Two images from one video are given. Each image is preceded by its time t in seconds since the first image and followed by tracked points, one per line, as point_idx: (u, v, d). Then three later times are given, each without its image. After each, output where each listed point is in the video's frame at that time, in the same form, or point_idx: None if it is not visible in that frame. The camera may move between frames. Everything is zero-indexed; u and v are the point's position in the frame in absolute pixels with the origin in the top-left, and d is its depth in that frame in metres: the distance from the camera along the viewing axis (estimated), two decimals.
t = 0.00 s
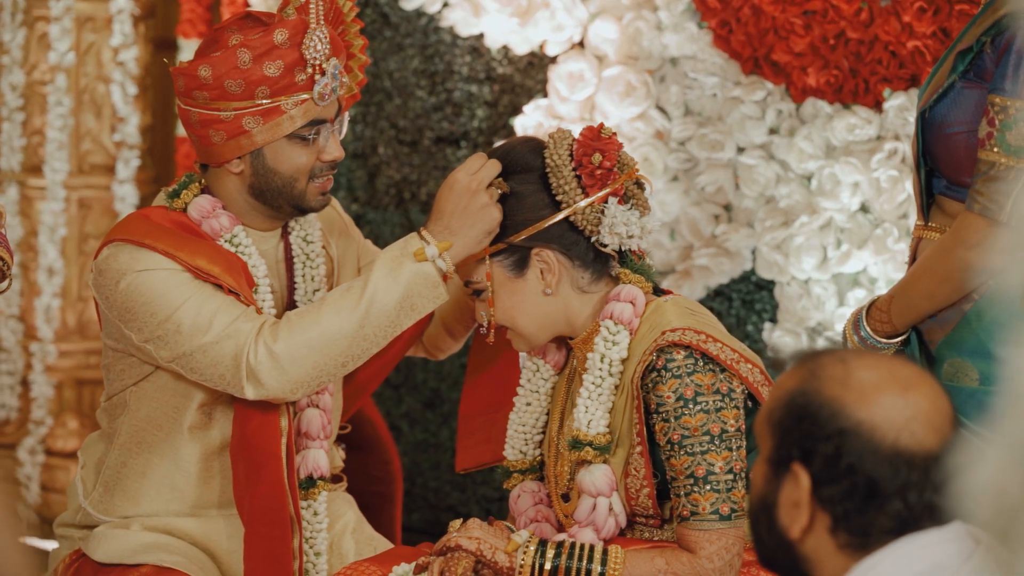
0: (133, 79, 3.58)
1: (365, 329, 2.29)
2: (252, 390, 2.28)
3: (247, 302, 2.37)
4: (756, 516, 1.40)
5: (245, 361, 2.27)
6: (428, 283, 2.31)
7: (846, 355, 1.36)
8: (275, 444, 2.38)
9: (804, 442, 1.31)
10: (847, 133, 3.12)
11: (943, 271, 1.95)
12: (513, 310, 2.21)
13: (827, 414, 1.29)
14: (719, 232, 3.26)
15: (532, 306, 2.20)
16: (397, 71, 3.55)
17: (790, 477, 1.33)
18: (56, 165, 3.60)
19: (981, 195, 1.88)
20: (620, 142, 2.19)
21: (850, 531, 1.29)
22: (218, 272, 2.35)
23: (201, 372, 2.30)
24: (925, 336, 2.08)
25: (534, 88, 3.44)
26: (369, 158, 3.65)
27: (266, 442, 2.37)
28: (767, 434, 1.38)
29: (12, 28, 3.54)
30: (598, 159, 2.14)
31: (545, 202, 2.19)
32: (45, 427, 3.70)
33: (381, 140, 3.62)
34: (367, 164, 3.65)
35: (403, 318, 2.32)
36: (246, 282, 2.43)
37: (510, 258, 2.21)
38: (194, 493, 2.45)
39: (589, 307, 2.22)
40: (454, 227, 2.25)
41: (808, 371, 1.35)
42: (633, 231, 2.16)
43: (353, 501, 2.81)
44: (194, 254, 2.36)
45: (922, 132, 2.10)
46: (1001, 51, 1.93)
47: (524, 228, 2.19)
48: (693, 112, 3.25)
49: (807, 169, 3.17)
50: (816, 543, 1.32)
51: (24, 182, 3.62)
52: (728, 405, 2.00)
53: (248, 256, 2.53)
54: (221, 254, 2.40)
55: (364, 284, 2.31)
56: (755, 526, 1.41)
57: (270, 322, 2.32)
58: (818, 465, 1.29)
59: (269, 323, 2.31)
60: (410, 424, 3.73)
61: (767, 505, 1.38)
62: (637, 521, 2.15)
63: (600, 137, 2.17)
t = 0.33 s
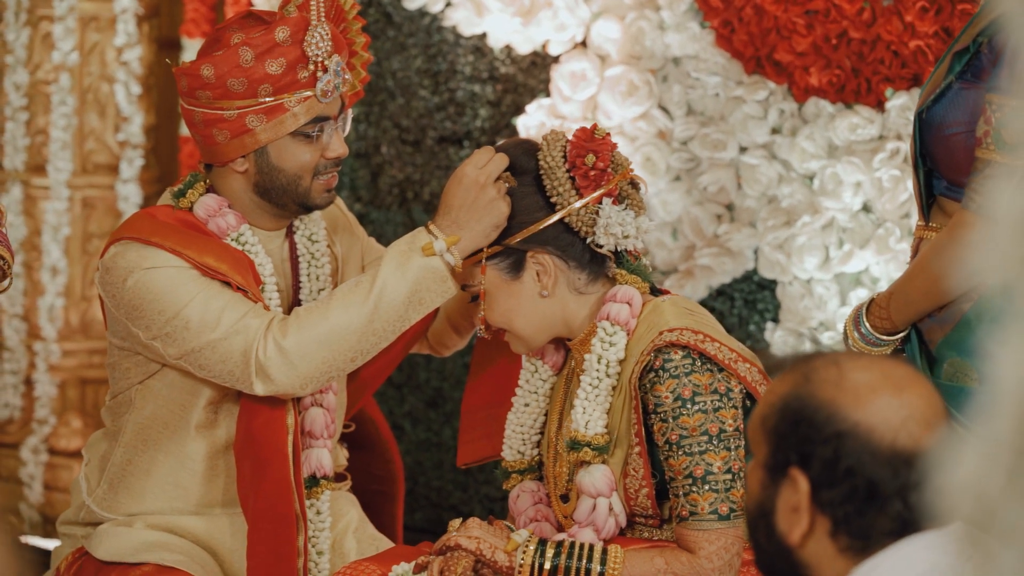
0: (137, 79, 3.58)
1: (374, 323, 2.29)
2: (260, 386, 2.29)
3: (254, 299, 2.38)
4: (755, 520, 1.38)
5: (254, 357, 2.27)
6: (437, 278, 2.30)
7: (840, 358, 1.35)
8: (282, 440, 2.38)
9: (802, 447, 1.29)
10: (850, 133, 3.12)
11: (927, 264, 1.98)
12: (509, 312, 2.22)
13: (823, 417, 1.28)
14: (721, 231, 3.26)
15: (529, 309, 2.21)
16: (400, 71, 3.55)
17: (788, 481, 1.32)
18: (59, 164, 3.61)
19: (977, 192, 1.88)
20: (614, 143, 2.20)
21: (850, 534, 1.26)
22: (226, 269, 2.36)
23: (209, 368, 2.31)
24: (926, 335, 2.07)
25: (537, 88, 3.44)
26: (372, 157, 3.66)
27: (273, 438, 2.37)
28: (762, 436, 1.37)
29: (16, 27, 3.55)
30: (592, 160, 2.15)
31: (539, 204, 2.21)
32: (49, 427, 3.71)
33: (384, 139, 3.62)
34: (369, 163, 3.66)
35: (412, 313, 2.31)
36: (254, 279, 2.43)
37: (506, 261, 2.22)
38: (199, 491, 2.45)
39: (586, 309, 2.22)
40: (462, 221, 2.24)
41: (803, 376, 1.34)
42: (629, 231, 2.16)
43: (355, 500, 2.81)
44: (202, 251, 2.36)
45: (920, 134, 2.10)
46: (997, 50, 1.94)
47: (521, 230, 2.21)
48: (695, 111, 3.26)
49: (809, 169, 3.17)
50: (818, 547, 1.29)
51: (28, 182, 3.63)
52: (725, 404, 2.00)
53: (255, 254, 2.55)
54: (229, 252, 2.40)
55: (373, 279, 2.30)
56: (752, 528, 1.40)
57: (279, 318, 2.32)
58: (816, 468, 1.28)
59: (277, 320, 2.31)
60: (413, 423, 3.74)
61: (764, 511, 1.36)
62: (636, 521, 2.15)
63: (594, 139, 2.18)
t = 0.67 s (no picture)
0: (138, 80, 3.59)
1: (378, 320, 2.29)
2: (265, 382, 2.29)
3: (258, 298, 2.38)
4: (752, 528, 1.38)
5: (259, 355, 2.27)
6: (439, 274, 2.30)
7: (833, 360, 1.35)
8: (283, 440, 2.38)
9: (800, 451, 1.29)
10: (848, 135, 3.12)
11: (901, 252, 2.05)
12: (503, 316, 2.22)
13: (820, 421, 1.28)
14: (720, 233, 3.26)
15: (523, 312, 2.20)
16: (400, 72, 3.55)
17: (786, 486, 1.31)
18: (59, 166, 3.61)
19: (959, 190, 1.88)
20: (605, 145, 2.19)
21: (850, 537, 1.25)
22: (230, 268, 2.36)
23: (214, 366, 2.30)
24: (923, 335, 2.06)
25: (537, 90, 3.44)
26: (372, 159, 3.66)
27: (275, 437, 2.37)
28: (755, 443, 1.37)
29: (16, 29, 3.55)
30: (582, 163, 2.14)
31: (532, 208, 2.20)
32: (49, 428, 3.71)
33: (384, 141, 3.63)
34: (369, 165, 3.66)
35: (415, 309, 2.31)
36: (259, 278, 2.44)
37: (499, 265, 2.23)
38: (201, 492, 2.45)
39: (580, 311, 2.22)
40: (466, 216, 2.23)
41: (798, 377, 1.34)
42: (621, 234, 2.16)
43: (354, 502, 2.81)
44: (207, 251, 2.36)
45: (915, 140, 2.11)
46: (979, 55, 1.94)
47: (513, 233, 2.21)
48: (695, 113, 3.26)
49: (808, 170, 3.17)
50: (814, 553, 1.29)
51: (29, 184, 3.63)
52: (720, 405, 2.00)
53: (259, 254, 2.54)
54: (232, 251, 2.40)
55: (377, 273, 2.31)
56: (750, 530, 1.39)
57: (283, 316, 2.32)
58: (815, 472, 1.27)
59: (281, 317, 2.31)
60: (412, 425, 3.74)
61: (761, 516, 1.36)
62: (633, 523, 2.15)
63: (584, 141, 2.16)
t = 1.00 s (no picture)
0: (137, 84, 3.59)
1: (379, 318, 2.27)
2: (264, 381, 2.27)
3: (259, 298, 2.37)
4: (757, 564, 1.29)
5: (260, 352, 2.26)
6: (441, 272, 2.27)
7: (796, 372, 1.33)
8: (284, 441, 2.38)
9: (794, 462, 1.24)
10: (847, 137, 3.10)
11: (860, 216, 1.83)
12: (498, 320, 2.22)
13: (801, 425, 1.24)
14: (719, 235, 3.25)
15: (518, 314, 2.20)
16: (399, 75, 3.56)
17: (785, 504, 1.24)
18: (59, 169, 3.61)
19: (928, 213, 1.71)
20: (598, 148, 2.21)
21: (860, 534, 1.18)
22: (232, 268, 2.36)
23: (215, 364, 2.30)
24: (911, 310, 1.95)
25: (536, 92, 3.45)
26: (372, 162, 3.67)
27: (275, 437, 2.37)
28: (739, 475, 1.30)
29: (16, 33, 3.56)
30: (576, 166, 2.16)
31: (525, 211, 2.22)
32: (49, 431, 3.71)
33: (383, 144, 3.63)
34: (369, 168, 3.66)
35: (417, 307, 2.28)
36: (260, 279, 2.43)
37: (494, 269, 2.23)
38: (201, 494, 2.44)
39: (574, 313, 2.22)
40: (471, 216, 2.21)
41: (760, 404, 1.30)
42: (615, 236, 2.17)
43: (353, 504, 2.81)
44: (210, 251, 2.36)
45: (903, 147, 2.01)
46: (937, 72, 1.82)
47: (508, 237, 2.22)
48: (693, 115, 3.26)
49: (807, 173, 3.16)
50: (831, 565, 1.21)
51: (28, 187, 3.63)
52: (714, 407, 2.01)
53: (260, 257, 2.53)
54: (234, 252, 2.40)
55: (378, 273, 2.28)
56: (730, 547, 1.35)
57: (284, 313, 2.31)
58: (814, 477, 1.21)
59: (283, 316, 2.30)
60: (412, 428, 3.73)
61: (767, 547, 1.27)
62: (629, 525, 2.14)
63: (578, 144, 2.20)
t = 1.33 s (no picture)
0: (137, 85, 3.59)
1: (379, 317, 2.27)
2: (266, 380, 2.27)
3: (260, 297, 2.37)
4: None
5: (261, 350, 2.26)
6: (444, 272, 2.26)
7: (753, 399, 1.28)
8: (284, 441, 2.38)
9: (772, 481, 1.19)
10: (846, 138, 3.10)
11: (825, 192, 1.86)
12: (493, 321, 2.22)
13: (773, 445, 1.20)
14: (719, 237, 3.25)
15: (513, 316, 2.20)
16: (399, 77, 3.56)
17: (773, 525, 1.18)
18: (59, 171, 3.61)
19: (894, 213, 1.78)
20: (592, 149, 2.22)
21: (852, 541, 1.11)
22: (234, 267, 2.36)
23: (215, 363, 2.29)
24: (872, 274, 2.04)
25: (536, 94, 3.45)
26: (372, 164, 3.67)
27: (275, 437, 2.37)
28: (721, 511, 1.24)
29: (17, 35, 3.56)
30: (569, 166, 2.18)
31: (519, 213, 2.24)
32: (49, 433, 3.70)
33: (383, 146, 3.63)
34: (369, 169, 3.66)
35: (419, 307, 2.28)
36: (262, 279, 2.44)
37: (489, 270, 2.25)
38: (201, 495, 2.44)
39: (569, 314, 2.22)
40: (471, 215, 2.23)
41: (724, 435, 1.26)
42: (609, 236, 2.18)
43: (353, 507, 2.81)
44: (211, 251, 2.37)
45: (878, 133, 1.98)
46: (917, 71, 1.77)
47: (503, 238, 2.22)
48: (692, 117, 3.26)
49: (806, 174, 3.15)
50: None
51: (29, 189, 3.63)
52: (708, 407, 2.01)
53: (262, 257, 2.54)
54: (236, 253, 2.40)
55: (379, 272, 2.28)
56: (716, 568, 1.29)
57: (285, 312, 2.31)
58: (799, 494, 1.16)
59: (285, 314, 2.30)
60: (412, 429, 3.73)
61: None
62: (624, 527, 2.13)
63: (572, 145, 2.20)
